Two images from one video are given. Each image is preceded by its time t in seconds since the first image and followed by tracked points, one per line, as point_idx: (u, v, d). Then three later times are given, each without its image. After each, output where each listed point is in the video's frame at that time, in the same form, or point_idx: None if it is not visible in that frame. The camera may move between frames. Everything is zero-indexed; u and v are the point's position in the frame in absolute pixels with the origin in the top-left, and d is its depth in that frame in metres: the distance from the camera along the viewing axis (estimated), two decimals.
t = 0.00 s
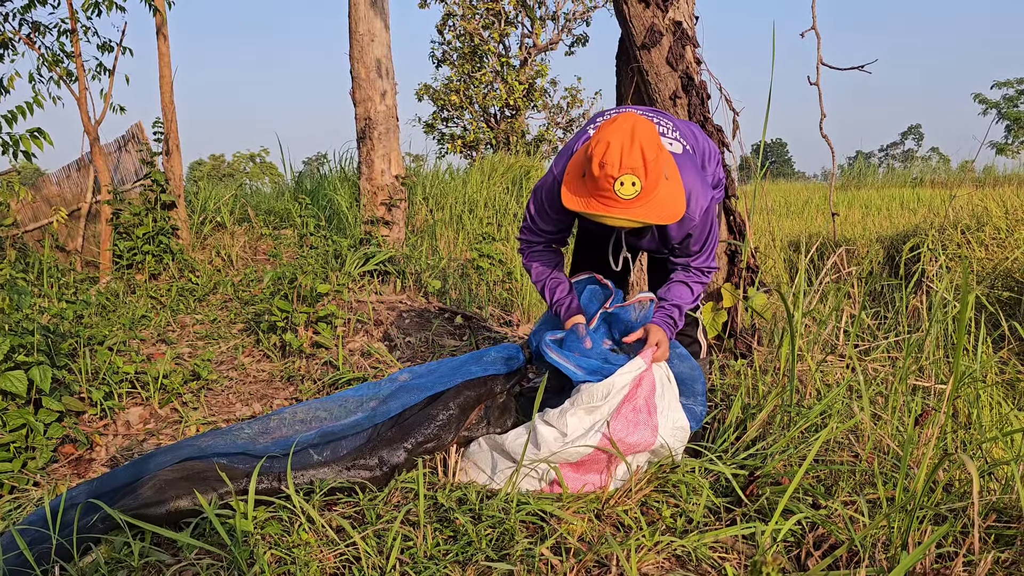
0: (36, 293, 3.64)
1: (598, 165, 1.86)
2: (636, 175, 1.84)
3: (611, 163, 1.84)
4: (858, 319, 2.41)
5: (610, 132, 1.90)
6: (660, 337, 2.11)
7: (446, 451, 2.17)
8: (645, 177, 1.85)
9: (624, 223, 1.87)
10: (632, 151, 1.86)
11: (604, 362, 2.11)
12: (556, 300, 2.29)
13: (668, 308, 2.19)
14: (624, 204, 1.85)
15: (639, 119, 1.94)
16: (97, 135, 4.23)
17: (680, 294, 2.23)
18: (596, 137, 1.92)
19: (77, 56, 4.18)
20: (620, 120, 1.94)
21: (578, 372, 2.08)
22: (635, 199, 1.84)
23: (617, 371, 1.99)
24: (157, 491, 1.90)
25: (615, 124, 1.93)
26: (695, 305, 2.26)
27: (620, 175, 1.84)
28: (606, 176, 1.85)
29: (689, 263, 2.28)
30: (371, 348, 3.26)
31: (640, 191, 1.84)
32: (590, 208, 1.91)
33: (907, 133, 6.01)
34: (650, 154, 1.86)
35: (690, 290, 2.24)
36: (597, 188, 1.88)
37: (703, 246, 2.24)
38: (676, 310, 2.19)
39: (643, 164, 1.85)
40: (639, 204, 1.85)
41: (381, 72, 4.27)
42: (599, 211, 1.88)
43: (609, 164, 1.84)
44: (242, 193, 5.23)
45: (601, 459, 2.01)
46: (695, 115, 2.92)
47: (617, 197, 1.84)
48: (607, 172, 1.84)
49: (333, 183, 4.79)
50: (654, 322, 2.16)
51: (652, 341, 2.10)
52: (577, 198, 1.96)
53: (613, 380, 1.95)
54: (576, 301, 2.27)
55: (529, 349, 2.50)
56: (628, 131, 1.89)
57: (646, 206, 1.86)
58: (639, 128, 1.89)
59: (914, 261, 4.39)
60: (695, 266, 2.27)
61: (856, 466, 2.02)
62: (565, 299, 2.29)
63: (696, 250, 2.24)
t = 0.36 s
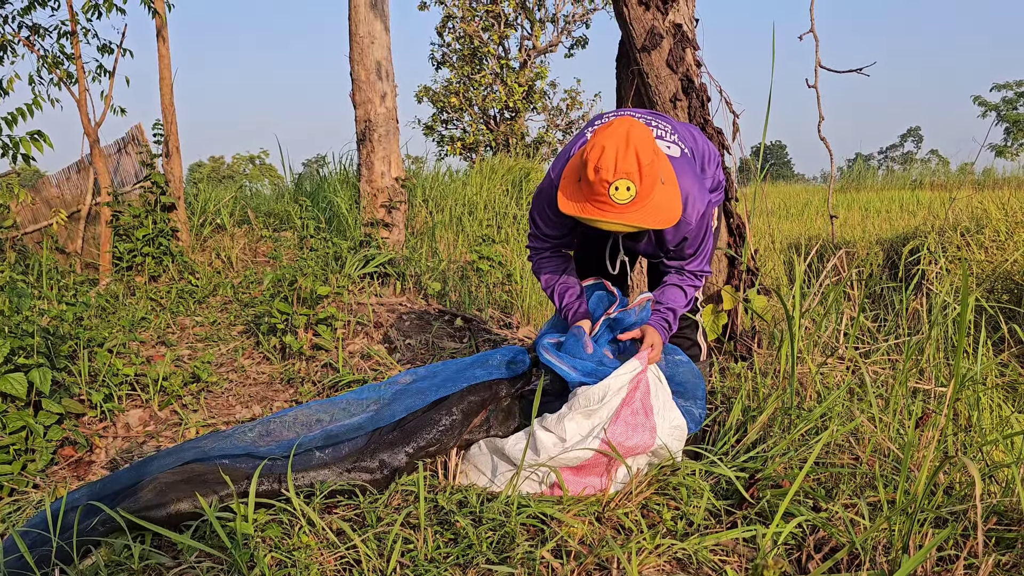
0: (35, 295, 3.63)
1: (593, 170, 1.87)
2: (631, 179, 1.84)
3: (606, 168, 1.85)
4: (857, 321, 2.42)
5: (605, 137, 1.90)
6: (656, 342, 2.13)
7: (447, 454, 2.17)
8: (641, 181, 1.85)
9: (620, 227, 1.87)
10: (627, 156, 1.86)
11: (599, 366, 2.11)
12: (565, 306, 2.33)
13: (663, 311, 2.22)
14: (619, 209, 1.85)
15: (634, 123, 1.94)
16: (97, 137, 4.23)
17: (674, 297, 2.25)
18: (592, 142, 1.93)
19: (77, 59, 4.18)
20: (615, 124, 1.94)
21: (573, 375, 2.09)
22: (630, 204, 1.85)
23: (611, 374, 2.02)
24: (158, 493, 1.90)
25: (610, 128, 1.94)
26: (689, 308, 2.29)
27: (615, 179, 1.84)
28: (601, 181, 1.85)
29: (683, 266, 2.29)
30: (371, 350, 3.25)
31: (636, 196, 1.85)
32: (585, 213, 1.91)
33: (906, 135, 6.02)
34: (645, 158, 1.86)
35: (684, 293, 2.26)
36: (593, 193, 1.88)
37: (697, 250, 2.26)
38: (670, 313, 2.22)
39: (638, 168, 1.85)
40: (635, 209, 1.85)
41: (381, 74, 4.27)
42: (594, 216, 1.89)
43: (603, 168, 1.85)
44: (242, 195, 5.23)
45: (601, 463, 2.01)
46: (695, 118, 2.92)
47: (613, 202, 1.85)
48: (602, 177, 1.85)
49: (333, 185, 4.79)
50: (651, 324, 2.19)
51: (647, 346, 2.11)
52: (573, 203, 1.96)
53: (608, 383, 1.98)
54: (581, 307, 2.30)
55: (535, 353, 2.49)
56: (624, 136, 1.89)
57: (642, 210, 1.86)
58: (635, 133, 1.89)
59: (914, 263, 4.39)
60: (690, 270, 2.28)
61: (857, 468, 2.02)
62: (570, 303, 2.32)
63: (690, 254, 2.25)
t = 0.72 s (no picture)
0: (33, 295, 3.62)
1: (585, 172, 1.86)
2: (623, 180, 1.84)
3: (598, 170, 1.84)
4: (856, 322, 2.41)
5: (596, 139, 1.90)
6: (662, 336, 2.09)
7: (446, 458, 2.17)
8: (633, 182, 1.85)
9: (614, 228, 1.87)
10: (618, 157, 1.85)
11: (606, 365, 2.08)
12: (572, 313, 2.30)
13: (664, 309, 2.20)
14: (612, 210, 1.85)
15: (626, 124, 1.93)
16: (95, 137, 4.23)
17: (675, 296, 2.23)
18: (584, 143, 1.92)
19: (76, 59, 4.17)
20: (607, 126, 1.94)
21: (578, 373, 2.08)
22: (623, 205, 1.84)
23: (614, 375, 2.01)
24: (157, 495, 1.89)
25: (601, 130, 1.93)
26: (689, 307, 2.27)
27: (607, 181, 1.84)
28: (594, 183, 1.85)
29: (682, 266, 2.28)
30: (370, 351, 3.25)
31: (629, 196, 1.84)
32: (580, 215, 1.91)
33: (905, 136, 6.02)
34: (637, 158, 1.86)
35: (684, 292, 2.25)
36: (586, 195, 1.88)
37: (696, 249, 2.26)
38: (671, 311, 2.20)
39: (630, 169, 1.85)
40: (628, 209, 1.85)
41: (380, 75, 4.27)
42: (588, 217, 1.89)
43: (595, 171, 1.84)
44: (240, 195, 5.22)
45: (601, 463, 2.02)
46: (694, 119, 2.93)
47: (606, 203, 1.85)
48: (594, 179, 1.85)
49: (331, 186, 4.79)
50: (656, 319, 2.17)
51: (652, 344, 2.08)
52: (567, 206, 1.96)
53: (611, 381, 1.98)
54: (591, 312, 2.28)
55: (539, 358, 2.48)
56: (615, 137, 1.88)
57: (635, 210, 1.86)
58: (625, 134, 1.88)
59: (913, 264, 4.39)
60: (688, 269, 2.27)
61: (857, 469, 2.02)
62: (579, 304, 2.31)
63: (689, 253, 2.25)
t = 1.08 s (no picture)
0: (32, 295, 3.62)
1: (582, 170, 1.86)
2: (620, 178, 1.83)
3: (595, 168, 1.84)
4: (855, 322, 2.41)
5: (593, 137, 1.90)
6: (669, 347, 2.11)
7: (445, 460, 2.17)
8: (630, 179, 1.84)
9: (611, 227, 1.86)
10: (615, 156, 1.85)
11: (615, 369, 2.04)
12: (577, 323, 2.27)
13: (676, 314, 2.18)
14: (609, 209, 1.85)
15: (622, 123, 1.93)
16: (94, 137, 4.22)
17: (681, 298, 2.21)
18: (581, 142, 1.92)
19: (75, 59, 4.17)
20: (604, 125, 1.94)
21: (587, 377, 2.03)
22: (620, 203, 1.84)
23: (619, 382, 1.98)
24: (155, 495, 1.89)
25: (598, 129, 1.93)
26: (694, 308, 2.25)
27: (604, 179, 1.84)
28: (590, 181, 1.85)
29: (686, 266, 2.26)
30: (369, 351, 3.25)
31: (626, 194, 1.84)
32: (577, 214, 1.91)
33: (904, 136, 6.03)
34: (633, 157, 1.85)
35: (690, 292, 2.22)
36: (583, 194, 1.88)
37: (697, 248, 2.25)
38: (680, 315, 2.19)
39: (627, 167, 1.84)
40: (625, 208, 1.84)
41: (379, 75, 4.26)
42: (584, 216, 1.89)
43: (592, 169, 1.84)
44: (240, 196, 5.21)
45: (600, 465, 2.02)
46: (694, 119, 2.93)
47: (603, 201, 1.84)
48: (591, 177, 1.85)
49: (331, 186, 4.78)
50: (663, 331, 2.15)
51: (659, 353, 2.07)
52: (565, 205, 1.96)
53: (617, 389, 1.94)
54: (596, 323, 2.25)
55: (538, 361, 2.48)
56: (612, 135, 1.88)
57: (632, 208, 1.85)
58: (622, 132, 1.88)
59: (912, 264, 4.39)
60: (692, 269, 2.26)
61: (857, 469, 2.02)
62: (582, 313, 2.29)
63: (691, 252, 2.24)
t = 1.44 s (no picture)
0: (31, 296, 3.61)
1: (579, 171, 1.87)
2: (617, 180, 1.84)
3: (592, 169, 1.84)
4: (855, 324, 2.42)
5: (591, 138, 1.90)
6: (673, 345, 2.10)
7: (444, 461, 2.17)
8: (627, 181, 1.84)
9: (607, 228, 1.86)
10: (612, 157, 1.85)
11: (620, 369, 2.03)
12: (576, 326, 2.25)
13: (683, 316, 2.16)
14: (606, 210, 1.85)
15: (621, 124, 1.93)
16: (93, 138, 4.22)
17: (687, 300, 2.19)
18: (579, 143, 1.93)
19: (74, 59, 4.17)
20: (602, 126, 1.94)
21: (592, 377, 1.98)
22: (616, 204, 1.84)
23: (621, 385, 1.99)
24: (153, 496, 1.89)
25: (597, 130, 1.93)
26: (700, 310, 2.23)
27: (601, 180, 1.84)
28: (587, 182, 1.85)
29: (689, 268, 2.25)
30: (368, 352, 3.25)
31: (622, 196, 1.84)
32: (575, 214, 1.92)
33: (903, 137, 6.03)
34: (631, 158, 1.85)
35: (695, 293, 2.21)
36: (580, 195, 1.88)
37: (700, 250, 2.24)
38: (688, 317, 2.16)
39: (624, 168, 1.84)
40: (622, 209, 1.84)
41: (378, 76, 4.26)
42: (581, 216, 1.89)
43: (589, 169, 1.84)
44: (239, 196, 5.21)
45: (599, 466, 2.01)
46: (693, 120, 2.93)
47: (599, 203, 1.85)
48: (588, 178, 1.85)
49: (330, 187, 4.78)
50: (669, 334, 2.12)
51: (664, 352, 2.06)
52: (563, 205, 1.97)
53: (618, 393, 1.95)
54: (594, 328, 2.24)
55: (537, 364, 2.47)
56: (610, 137, 1.88)
57: (630, 209, 1.85)
58: (621, 134, 1.88)
59: (911, 265, 4.40)
60: (695, 271, 2.25)
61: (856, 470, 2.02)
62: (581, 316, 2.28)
63: (694, 254, 2.23)
